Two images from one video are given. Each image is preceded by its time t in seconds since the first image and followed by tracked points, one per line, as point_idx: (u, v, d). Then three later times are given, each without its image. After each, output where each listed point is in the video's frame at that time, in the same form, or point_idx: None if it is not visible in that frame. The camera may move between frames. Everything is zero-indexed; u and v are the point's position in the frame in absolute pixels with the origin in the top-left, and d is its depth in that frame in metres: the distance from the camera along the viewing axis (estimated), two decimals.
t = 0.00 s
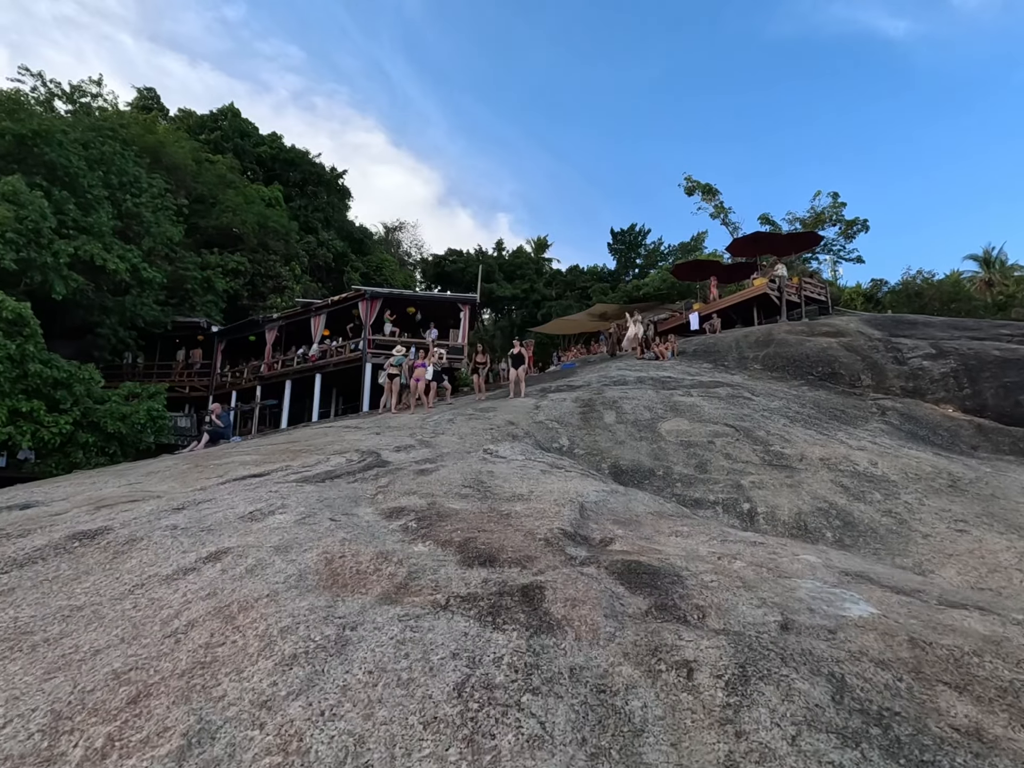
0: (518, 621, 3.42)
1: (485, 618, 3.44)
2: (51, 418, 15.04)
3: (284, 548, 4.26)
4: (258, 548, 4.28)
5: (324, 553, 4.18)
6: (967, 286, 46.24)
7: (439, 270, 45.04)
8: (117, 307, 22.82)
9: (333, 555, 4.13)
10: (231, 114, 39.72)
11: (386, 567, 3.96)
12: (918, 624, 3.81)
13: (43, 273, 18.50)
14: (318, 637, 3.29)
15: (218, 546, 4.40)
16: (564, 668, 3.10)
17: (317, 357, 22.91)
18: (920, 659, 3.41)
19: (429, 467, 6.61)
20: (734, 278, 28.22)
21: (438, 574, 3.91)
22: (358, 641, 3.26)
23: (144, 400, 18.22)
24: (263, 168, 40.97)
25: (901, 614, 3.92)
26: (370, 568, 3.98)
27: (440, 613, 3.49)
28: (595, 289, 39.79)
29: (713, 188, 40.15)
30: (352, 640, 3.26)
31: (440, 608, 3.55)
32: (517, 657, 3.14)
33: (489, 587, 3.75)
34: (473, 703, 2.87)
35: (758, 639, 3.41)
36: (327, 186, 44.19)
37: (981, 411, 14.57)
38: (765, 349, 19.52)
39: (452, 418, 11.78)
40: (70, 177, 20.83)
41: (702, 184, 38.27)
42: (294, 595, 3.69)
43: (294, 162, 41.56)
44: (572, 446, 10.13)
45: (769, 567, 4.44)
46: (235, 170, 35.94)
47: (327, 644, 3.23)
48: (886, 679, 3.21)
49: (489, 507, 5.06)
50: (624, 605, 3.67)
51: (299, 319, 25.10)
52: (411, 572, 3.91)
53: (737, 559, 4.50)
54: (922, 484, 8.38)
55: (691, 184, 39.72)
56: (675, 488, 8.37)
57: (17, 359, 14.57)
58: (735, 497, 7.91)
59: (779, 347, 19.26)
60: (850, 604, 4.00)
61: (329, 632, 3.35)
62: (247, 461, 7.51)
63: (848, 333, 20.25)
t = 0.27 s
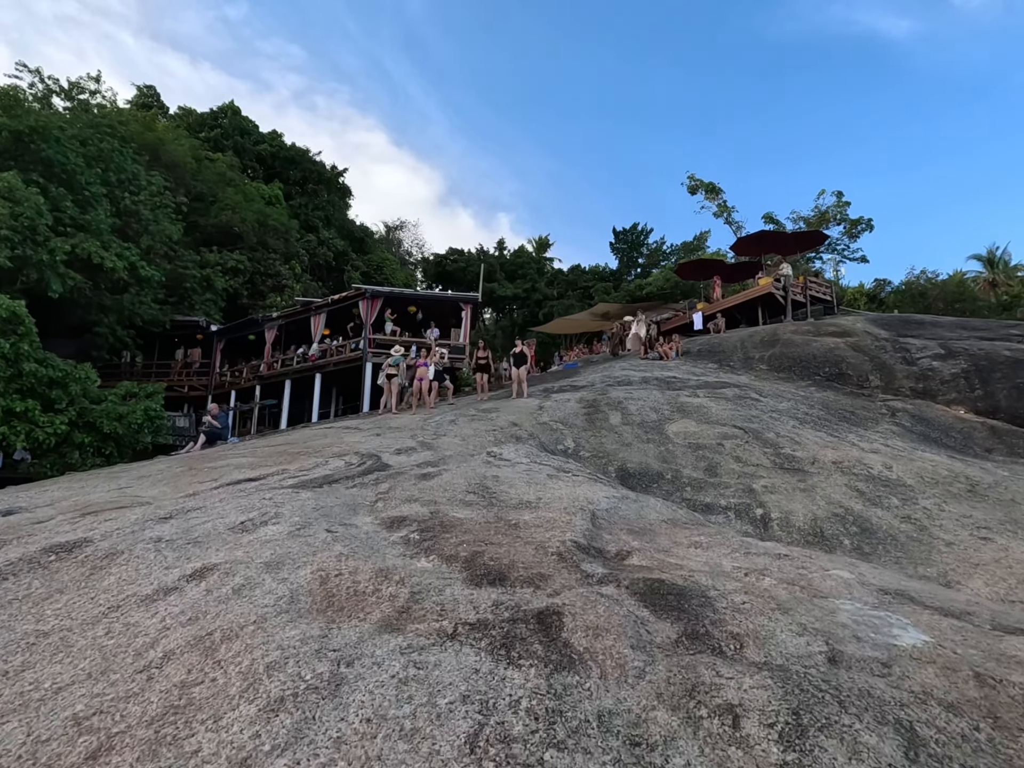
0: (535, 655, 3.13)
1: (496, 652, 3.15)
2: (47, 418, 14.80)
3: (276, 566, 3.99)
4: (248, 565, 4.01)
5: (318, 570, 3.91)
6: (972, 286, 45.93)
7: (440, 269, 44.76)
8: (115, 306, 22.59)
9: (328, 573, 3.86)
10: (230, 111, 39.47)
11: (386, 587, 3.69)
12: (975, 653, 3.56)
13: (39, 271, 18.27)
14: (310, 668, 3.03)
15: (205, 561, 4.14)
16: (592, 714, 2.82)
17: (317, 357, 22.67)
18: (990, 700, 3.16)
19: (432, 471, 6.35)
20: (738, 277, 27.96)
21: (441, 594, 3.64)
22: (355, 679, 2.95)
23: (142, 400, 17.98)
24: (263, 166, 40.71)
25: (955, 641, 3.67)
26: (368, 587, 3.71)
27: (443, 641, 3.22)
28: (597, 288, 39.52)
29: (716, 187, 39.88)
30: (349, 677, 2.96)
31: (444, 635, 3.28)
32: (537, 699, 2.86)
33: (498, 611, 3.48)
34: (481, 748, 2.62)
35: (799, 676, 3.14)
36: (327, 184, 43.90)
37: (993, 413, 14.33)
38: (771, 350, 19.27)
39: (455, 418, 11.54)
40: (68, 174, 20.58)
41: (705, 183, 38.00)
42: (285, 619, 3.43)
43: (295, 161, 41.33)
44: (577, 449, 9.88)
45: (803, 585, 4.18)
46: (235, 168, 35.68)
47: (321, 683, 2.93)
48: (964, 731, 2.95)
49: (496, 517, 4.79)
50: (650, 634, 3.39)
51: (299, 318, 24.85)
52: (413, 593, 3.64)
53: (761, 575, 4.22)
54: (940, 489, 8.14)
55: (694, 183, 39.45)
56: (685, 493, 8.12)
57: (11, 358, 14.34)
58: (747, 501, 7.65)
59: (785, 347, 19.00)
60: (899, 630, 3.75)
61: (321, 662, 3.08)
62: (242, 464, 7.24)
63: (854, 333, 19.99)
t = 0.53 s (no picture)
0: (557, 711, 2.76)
1: (513, 708, 2.77)
2: (40, 419, 14.55)
3: (263, 596, 3.68)
4: (233, 596, 3.70)
5: (310, 599, 3.61)
6: (977, 285, 45.60)
7: (440, 268, 44.46)
8: (112, 305, 22.32)
9: (321, 603, 3.55)
10: (229, 109, 39.17)
11: (385, 622, 3.36)
12: None
13: (34, 269, 18.01)
14: (297, 718, 2.74)
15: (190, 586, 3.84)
16: None
17: (317, 357, 22.38)
18: None
19: (435, 479, 6.04)
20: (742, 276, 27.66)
21: (445, 626, 3.34)
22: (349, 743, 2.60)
23: (138, 401, 17.71)
24: (262, 164, 40.41)
25: None
26: (365, 619, 3.41)
27: (447, 683, 2.92)
28: (599, 287, 39.23)
29: (719, 185, 39.56)
30: (343, 742, 2.59)
31: (448, 676, 2.98)
32: None
33: (510, 648, 3.14)
34: None
35: (848, 725, 2.82)
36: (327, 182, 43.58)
37: (1005, 415, 14.03)
38: (777, 349, 18.99)
39: (457, 420, 11.26)
40: (63, 171, 20.31)
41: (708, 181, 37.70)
42: (272, 659, 3.13)
43: (294, 159, 41.03)
44: (583, 452, 9.59)
45: (845, 615, 3.82)
46: (233, 166, 35.39)
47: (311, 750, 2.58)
48: None
49: (504, 534, 4.47)
50: (685, 676, 3.01)
51: (297, 318, 24.55)
52: (416, 628, 3.31)
53: (792, 598, 3.91)
54: (960, 495, 7.86)
55: (697, 181, 39.13)
56: (696, 499, 7.84)
57: (5, 359, 14.12)
58: (761, 509, 7.36)
59: (791, 347, 18.71)
60: (962, 673, 3.36)
61: (309, 716, 2.75)
62: (237, 469, 6.95)
63: (861, 332, 19.69)
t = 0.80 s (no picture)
0: None
1: None
2: (35, 422, 14.33)
3: (247, 632, 3.39)
4: (214, 631, 3.41)
5: (300, 634, 3.34)
6: (981, 285, 45.34)
7: (442, 268, 44.20)
8: (109, 306, 22.10)
9: (311, 639, 3.27)
10: (229, 108, 38.95)
11: (382, 664, 3.07)
12: None
13: (30, 269, 17.78)
14: None
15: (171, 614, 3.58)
16: None
17: (316, 358, 22.14)
18: None
19: (436, 487, 5.78)
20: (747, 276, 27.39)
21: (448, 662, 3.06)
22: None
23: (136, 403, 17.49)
24: (263, 163, 40.16)
25: None
26: (359, 657, 3.13)
27: (449, 733, 2.65)
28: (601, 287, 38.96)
29: (722, 184, 39.31)
30: None
31: (450, 727, 2.70)
32: None
33: (523, 698, 2.83)
34: None
35: None
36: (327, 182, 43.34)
37: (1018, 417, 13.77)
38: (782, 350, 18.76)
39: (459, 423, 11.01)
40: (61, 170, 20.08)
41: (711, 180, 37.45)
42: (258, 702, 2.86)
43: (295, 158, 40.79)
44: (588, 457, 9.34)
45: (887, 645, 3.53)
46: (233, 166, 35.16)
47: None
48: None
49: (511, 551, 4.20)
50: (720, 734, 2.71)
51: (297, 318, 24.30)
52: (417, 672, 3.01)
53: (824, 624, 3.63)
54: (979, 503, 7.61)
55: (699, 180, 38.89)
56: (706, 507, 7.59)
57: None
58: (775, 517, 7.10)
59: (797, 348, 18.48)
60: None
61: None
62: (230, 476, 6.67)
63: (868, 333, 19.43)
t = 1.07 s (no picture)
0: None
1: None
2: (31, 422, 14.09)
3: (226, 670, 3.01)
4: (186, 669, 3.04)
5: (285, 670, 2.99)
6: (987, 283, 44.95)
7: (443, 266, 43.92)
8: (108, 303, 21.85)
9: (297, 677, 2.93)
10: (230, 105, 38.67)
11: (376, 708, 2.71)
12: None
13: (26, 266, 17.55)
14: None
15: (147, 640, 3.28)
16: None
17: (317, 357, 21.87)
18: None
19: (438, 493, 5.48)
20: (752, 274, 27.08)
21: (450, 701, 2.75)
22: None
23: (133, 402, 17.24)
24: (263, 160, 39.88)
25: None
26: (351, 700, 2.77)
27: None
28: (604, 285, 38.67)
29: (726, 182, 38.96)
30: None
31: None
32: None
33: (540, 756, 2.44)
34: None
35: None
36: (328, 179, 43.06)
37: None
38: (789, 349, 18.49)
39: (461, 424, 10.74)
40: (58, 166, 19.82)
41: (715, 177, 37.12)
42: (239, 746, 2.56)
43: (295, 155, 40.51)
44: (594, 460, 9.07)
45: (936, 676, 3.21)
46: (233, 162, 34.89)
47: None
48: None
49: (518, 568, 3.90)
50: None
51: (297, 316, 24.02)
52: (416, 719, 2.65)
53: (861, 650, 3.34)
54: (1001, 508, 7.33)
55: (703, 177, 38.55)
56: (717, 512, 7.32)
57: None
58: (790, 522, 6.83)
59: (804, 347, 18.20)
60: None
61: None
62: (222, 480, 6.37)
63: (877, 331, 19.12)
